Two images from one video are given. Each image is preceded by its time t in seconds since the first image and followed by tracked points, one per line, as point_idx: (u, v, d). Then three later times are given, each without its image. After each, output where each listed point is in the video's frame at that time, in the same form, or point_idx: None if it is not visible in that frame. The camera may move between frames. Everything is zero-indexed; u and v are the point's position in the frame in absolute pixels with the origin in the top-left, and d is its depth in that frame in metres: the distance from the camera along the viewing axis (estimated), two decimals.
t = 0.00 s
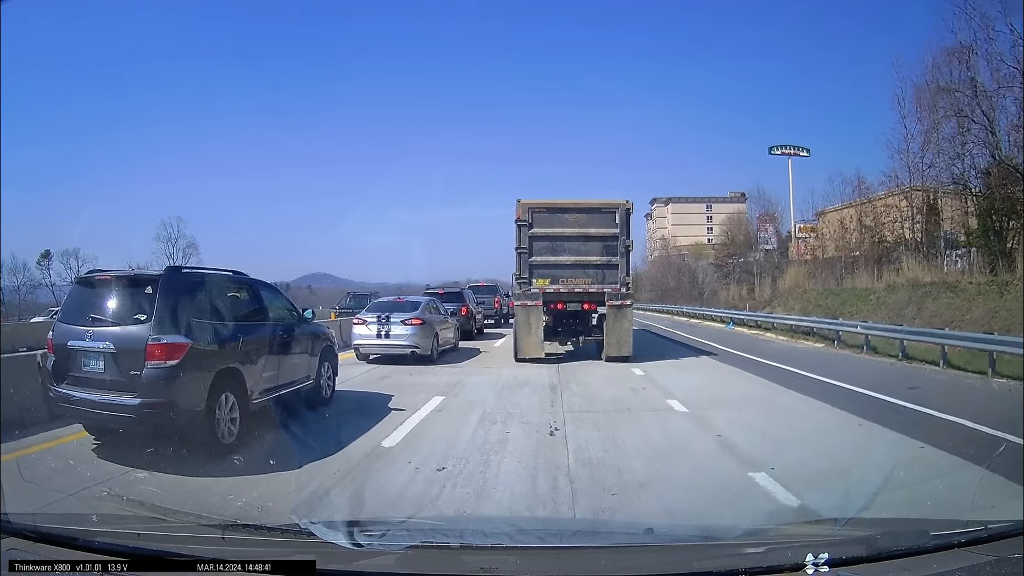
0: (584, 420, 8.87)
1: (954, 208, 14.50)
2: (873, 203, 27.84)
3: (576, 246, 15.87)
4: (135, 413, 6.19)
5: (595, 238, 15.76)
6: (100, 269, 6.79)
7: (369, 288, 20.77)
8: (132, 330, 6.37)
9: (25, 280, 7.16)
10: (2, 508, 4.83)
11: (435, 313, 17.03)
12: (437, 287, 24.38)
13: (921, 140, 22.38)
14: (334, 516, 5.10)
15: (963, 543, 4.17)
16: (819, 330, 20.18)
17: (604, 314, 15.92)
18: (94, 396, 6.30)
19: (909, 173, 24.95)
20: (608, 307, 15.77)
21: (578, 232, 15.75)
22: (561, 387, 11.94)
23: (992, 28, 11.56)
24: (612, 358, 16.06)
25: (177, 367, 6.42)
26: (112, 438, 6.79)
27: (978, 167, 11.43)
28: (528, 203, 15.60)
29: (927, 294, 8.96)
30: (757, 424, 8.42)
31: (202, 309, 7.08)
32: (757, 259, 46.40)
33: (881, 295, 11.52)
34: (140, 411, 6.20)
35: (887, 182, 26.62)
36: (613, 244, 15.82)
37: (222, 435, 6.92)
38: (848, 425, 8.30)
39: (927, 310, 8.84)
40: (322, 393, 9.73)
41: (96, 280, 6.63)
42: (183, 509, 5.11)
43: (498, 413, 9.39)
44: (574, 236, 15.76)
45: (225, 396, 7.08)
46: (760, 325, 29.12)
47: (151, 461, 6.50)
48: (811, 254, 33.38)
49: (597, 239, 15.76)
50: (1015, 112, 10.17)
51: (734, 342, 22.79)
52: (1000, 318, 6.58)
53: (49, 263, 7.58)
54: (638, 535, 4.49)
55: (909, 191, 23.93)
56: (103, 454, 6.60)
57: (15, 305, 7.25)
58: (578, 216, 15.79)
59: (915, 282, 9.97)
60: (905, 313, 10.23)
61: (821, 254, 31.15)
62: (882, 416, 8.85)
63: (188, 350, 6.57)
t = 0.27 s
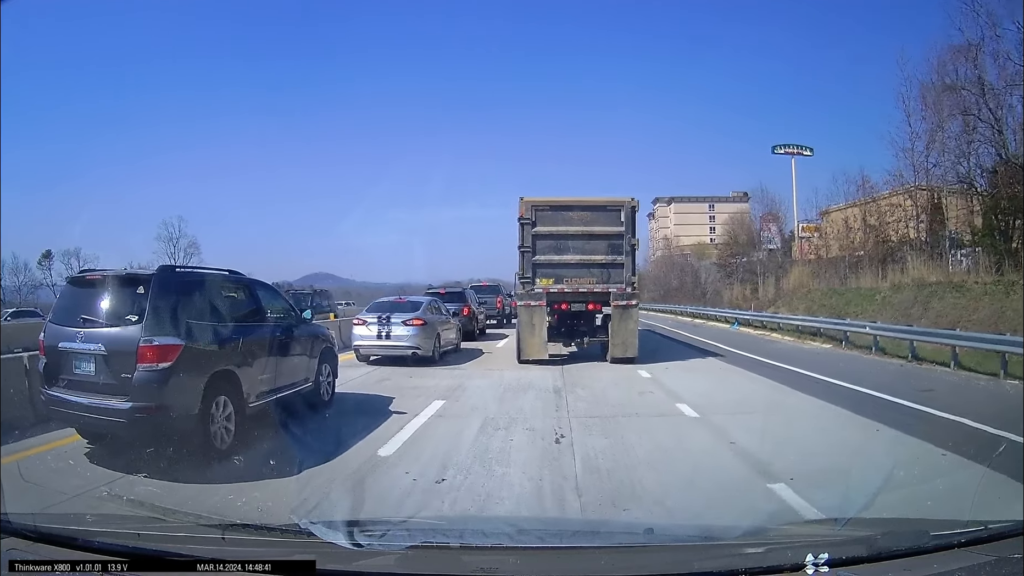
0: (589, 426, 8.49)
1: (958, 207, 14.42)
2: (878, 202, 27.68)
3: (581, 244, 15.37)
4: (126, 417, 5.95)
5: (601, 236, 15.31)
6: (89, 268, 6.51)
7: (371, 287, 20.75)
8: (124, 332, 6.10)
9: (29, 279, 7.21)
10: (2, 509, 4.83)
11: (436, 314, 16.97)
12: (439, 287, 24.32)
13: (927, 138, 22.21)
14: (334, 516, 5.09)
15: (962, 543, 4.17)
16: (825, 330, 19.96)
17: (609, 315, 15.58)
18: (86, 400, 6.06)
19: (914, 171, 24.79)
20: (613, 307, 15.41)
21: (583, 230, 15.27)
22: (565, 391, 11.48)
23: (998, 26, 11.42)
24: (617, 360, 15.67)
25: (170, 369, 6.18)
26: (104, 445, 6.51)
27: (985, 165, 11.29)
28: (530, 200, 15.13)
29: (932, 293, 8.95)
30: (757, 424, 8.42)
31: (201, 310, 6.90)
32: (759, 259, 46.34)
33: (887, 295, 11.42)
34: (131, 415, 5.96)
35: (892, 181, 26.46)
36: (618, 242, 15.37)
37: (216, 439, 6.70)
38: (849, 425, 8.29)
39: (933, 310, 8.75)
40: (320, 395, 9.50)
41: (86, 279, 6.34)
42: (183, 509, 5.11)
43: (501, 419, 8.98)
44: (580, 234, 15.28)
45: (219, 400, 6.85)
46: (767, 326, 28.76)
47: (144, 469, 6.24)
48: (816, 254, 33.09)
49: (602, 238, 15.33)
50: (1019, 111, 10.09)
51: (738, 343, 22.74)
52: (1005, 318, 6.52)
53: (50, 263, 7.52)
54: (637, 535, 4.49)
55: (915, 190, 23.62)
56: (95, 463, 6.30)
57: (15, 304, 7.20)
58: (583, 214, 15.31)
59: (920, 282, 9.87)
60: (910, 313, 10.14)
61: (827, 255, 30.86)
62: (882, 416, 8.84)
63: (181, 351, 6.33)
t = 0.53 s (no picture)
0: (596, 433, 8.05)
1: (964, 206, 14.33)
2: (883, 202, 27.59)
3: (587, 244, 15.20)
4: (117, 423, 5.75)
5: (607, 236, 15.16)
6: (81, 268, 6.36)
7: (373, 288, 20.75)
8: (115, 334, 5.91)
9: (30, 280, 7.22)
10: (2, 509, 4.84)
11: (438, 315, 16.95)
12: (441, 287, 24.29)
13: (933, 137, 22.11)
14: (334, 516, 5.10)
15: (962, 543, 4.16)
16: (831, 331, 19.81)
17: (615, 316, 15.41)
18: (76, 404, 5.87)
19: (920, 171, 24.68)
20: (619, 308, 15.25)
21: (589, 229, 15.09)
22: (572, 394, 11.01)
23: (1005, 24, 11.30)
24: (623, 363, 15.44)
25: (161, 373, 5.97)
26: (96, 449, 6.28)
27: (993, 165, 11.21)
28: (535, 198, 14.99)
29: (941, 294, 8.95)
30: (758, 424, 8.41)
31: (202, 310, 6.84)
32: (764, 260, 46.27)
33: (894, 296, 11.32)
34: (122, 421, 5.75)
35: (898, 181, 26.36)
36: (625, 242, 15.20)
37: (210, 446, 6.50)
38: (850, 424, 8.28)
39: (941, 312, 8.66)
40: (319, 401, 9.28)
41: (77, 280, 6.20)
42: (183, 509, 5.12)
43: (505, 426, 8.53)
44: (586, 233, 15.11)
45: (214, 405, 6.64)
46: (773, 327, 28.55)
47: (143, 472, 6.10)
48: (821, 254, 32.92)
49: (609, 237, 15.17)
50: None
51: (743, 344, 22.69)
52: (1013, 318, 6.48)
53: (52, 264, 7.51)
54: (637, 534, 4.49)
55: (921, 190, 23.52)
56: (87, 469, 6.06)
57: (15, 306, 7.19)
58: (589, 213, 15.15)
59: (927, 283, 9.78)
60: (918, 315, 10.05)
61: (832, 254, 30.70)
62: (881, 416, 8.85)
63: (174, 354, 6.13)
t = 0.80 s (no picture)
0: (605, 440, 7.67)
1: (967, 205, 14.31)
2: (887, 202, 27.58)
3: (593, 243, 15.19)
4: (106, 429, 5.55)
5: (613, 235, 15.16)
6: (72, 268, 6.23)
7: (375, 289, 20.76)
8: (102, 337, 5.74)
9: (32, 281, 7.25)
10: (2, 509, 4.86)
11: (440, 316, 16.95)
12: (444, 288, 24.29)
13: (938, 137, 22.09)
14: (333, 516, 5.10)
15: (962, 543, 4.15)
16: (839, 331, 19.74)
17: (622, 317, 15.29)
18: (66, 408, 5.71)
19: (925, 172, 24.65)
20: (626, 309, 15.16)
21: (596, 228, 15.09)
22: (575, 395, 11.00)
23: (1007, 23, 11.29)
24: (629, 365, 15.33)
25: (151, 378, 5.73)
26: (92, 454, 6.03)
27: (997, 165, 11.18)
28: (540, 197, 14.99)
29: (945, 294, 8.93)
30: (759, 424, 8.41)
31: (201, 309, 6.76)
32: (767, 260, 46.25)
33: (899, 296, 11.23)
34: (111, 427, 5.55)
35: (902, 181, 26.34)
36: (632, 241, 15.19)
37: (203, 453, 6.27)
38: (851, 425, 8.28)
39: (947, 312, 8.60)
40: (318, 404, 9.03)
41: (65, 281, 6.06)
42: (183, 509, 5.12)
43: (509, 432, 8.18)
44: (592, 232, 15.10)
45: (206, 411, 6.39)
46: (779, 328, 28.45)
47: (143, 472, 5.98)
48: (825, 254, 32.91)
49: (614, 236, 15.17)
50: None
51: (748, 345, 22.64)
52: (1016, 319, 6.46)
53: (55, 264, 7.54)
54: (637, 535, 4.48)
55: (926, 190, 23.50)
56: (80, 474, 5.86)
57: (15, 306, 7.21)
58: (595, 211, 15.15)
59: (932, 282, 9.69)
60: (923, 315, 9.97)
61: (835, 254, 30.65)
62: (882, 416, 8.85)
63: (165, 357, 5.89)
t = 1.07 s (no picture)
0: (615, 447, 7.32)
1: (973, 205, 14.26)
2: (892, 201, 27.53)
3: (598, 242, 15.15)
4: (94, 434, 5.43)
5: (618, 234, 15.12)
6: (60, 266, 6.08)
7: (378, 289, 20.76)
8: (89, 339, 5.59)
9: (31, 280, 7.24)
10: (3, 509, 4.86)
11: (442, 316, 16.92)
12: (446, 287, 24.29)
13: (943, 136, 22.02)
14: (334, 516, 5.11)
15: (962, 542, 4.15)
16: (844, 331, 19.68)
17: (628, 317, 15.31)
18: (54, 413, 5.60)
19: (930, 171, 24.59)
20: (632, 309, 15.18)
21: (601, 227, 15.05)
22: (579, 396, 10.97)
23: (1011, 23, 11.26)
24: (636, 366, 15.31)
25: (140, 381, 5.58)
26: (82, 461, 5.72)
27: (1003, 164, 11.13)
28: (544, 195, 14.89)
29: (950, 294, 8.90)
30: (759, 424, 8.41)
31: (202, 309, 6.75)
32: (771, 260, 46.20)
33: (904, 296, 11.18)
34: (99, 433, 5.43)
35: (908, 181, 26.28)
36: (638, 240, 15.16)
37: (197, 459, 6.06)
38: (852, 425, 8.28)
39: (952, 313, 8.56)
40: (318, 406, 8.86)
41: (53, 281, 5.92)
42: (182, 510, 5.11)
43: (512, 437, 7.88)
44: (597, 230, 15.06)
45: (199, 415, 6.20)
46: (784, 328, 28.33)
47: (143, 472, 5.71)
48: (829, 254, 32.85)
49: (619, 235, 15.13)
50: None
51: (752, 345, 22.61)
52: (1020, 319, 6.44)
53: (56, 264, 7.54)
54: (638, 535, 4.48)
55: (931, 190, 23.44)
56: (73, 481, 5.63)
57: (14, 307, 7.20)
58: (599, 209, 15.09)
59: (937, 282, 9.65)
60: (927, 316, 9.95)
61: (839, 254, 30.56)
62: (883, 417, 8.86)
63: (155, 359, 5.74)
